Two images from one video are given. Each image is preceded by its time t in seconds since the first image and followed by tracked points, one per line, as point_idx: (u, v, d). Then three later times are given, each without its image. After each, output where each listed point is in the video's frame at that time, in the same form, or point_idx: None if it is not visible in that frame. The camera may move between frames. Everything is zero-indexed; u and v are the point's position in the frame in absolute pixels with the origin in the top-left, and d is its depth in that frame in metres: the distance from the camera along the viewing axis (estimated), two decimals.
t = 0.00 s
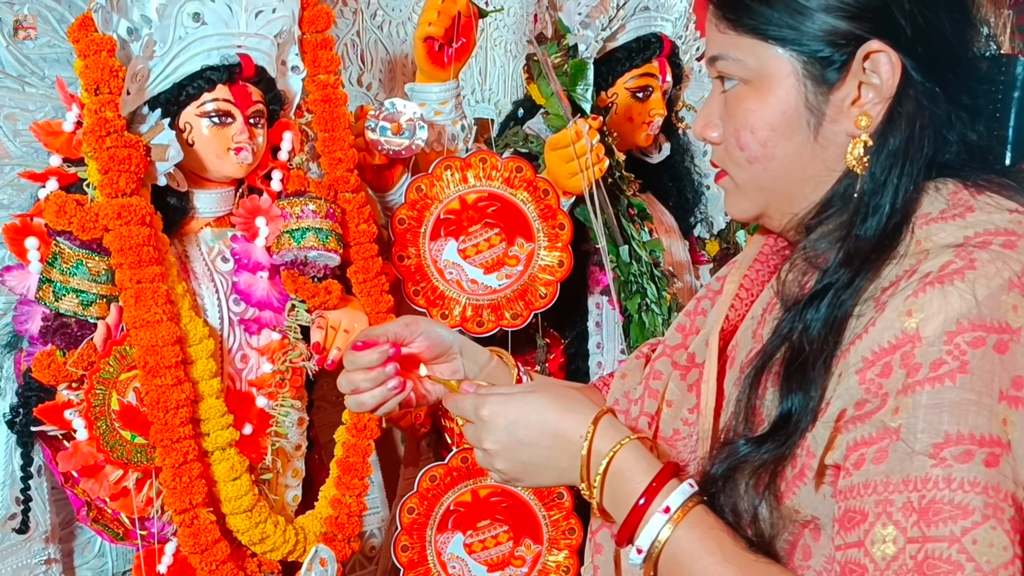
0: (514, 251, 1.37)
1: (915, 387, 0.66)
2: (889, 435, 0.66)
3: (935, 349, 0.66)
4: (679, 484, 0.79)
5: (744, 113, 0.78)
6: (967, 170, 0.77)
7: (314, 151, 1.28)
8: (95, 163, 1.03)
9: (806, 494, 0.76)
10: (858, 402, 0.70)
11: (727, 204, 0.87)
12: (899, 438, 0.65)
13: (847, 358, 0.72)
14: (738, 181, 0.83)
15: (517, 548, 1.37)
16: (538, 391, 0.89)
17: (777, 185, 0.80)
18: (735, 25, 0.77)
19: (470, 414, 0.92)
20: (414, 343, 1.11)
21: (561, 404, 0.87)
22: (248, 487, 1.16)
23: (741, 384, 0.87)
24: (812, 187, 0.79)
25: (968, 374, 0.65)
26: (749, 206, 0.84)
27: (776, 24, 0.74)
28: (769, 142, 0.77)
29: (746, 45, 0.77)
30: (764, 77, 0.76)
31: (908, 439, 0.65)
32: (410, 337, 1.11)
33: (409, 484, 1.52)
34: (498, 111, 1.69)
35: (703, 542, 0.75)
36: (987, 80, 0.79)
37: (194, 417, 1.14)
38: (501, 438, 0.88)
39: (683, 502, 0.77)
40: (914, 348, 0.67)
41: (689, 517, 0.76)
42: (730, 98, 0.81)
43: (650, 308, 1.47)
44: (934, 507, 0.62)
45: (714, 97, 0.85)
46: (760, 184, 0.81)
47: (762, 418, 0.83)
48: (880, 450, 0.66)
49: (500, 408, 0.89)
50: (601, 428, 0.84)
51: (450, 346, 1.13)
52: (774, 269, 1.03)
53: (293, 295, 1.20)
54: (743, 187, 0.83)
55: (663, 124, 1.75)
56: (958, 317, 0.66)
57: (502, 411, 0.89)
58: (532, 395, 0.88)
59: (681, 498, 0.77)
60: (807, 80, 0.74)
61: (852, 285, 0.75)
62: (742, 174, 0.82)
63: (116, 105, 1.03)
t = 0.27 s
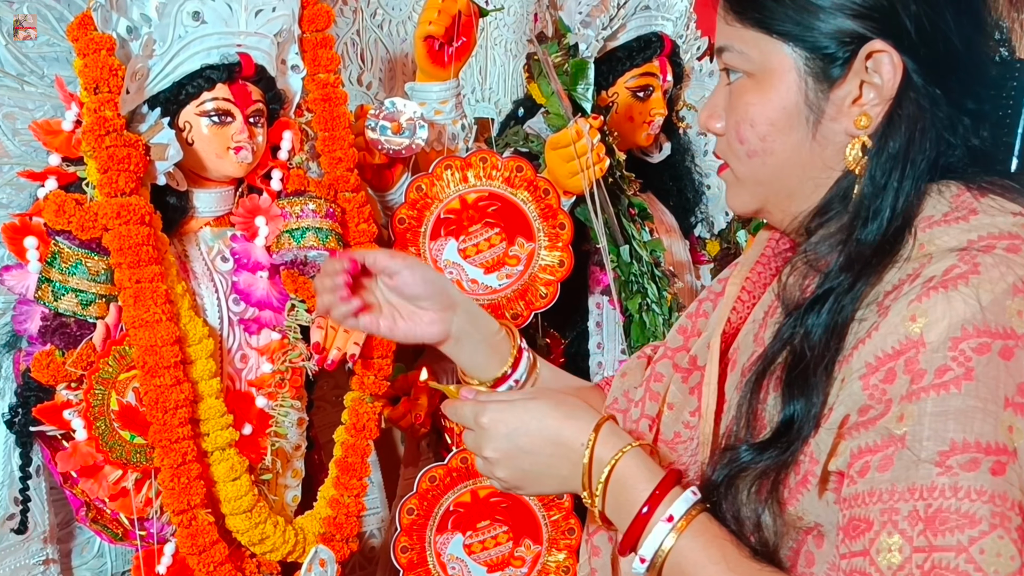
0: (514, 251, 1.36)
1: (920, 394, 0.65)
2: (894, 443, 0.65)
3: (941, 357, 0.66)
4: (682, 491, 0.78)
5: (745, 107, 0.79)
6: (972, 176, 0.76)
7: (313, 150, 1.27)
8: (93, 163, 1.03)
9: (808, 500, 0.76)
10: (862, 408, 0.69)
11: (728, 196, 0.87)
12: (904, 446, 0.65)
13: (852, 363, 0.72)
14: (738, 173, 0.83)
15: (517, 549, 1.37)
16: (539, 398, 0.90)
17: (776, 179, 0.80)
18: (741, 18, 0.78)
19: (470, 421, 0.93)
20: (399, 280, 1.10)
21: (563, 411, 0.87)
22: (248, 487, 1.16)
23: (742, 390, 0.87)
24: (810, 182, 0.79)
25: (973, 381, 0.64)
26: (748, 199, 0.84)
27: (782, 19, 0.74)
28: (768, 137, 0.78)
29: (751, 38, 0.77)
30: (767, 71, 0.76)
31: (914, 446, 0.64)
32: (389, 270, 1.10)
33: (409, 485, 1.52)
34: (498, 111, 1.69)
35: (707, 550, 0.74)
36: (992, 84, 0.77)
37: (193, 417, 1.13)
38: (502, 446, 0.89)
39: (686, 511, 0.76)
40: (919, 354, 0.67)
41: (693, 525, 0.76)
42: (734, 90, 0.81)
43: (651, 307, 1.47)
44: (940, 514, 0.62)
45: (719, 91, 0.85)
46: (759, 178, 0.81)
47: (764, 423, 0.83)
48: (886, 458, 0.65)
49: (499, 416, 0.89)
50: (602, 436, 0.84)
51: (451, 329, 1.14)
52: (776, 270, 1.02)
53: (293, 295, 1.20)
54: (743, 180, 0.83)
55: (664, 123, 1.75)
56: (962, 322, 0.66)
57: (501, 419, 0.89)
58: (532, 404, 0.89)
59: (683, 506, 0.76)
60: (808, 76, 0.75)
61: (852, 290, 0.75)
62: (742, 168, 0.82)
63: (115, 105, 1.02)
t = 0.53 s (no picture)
0: (515, 250, 1.36)
1: (938, 409, 0.67)
2: (915, 459, 0.67)
3: (959, 368, 0.67)
4: (694, 510, 0.80)
5: (740, 102, 0.79)
6: (975, 180, 0.76)
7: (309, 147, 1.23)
8: (94, 161, 1.03)
9: (821, 515, 0.76)
10: (877, 420, 0.71)
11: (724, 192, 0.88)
12: (927, 463, 0.67)
13: (863, 375, 0.73)
14: (734, 170, 0.84)
15: (517, 548, 1.37)
16: (541, 414, 0.89)
17: (770, 176, 0.81)
18: (740, 13, 0.78)
19: (470, 439, 0.93)
20: (319, 164, 1.11)
21: (568, 428, 0.88)
22: (248, 487, 1.16)
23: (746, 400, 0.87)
24: (809, 184, 0.80)
25: (994, 395, 0.66)
26: (743, 197, 0.85)
27: (782, 15, 0.74)
28: (763, 133, 0.79)
29: (749, 33, 0.77)
30: (763, 67, 0.77)
31: (937, 463, 0.66)
32: (318, 152, 1.12)
33: (409, 484, 1.52)
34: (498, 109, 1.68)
35: (723, 570, 0.76)
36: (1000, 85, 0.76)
37: (192, 416, 1.13)
38: (505, 466, 0.89)
39: (700, 530, 0.78)
40: (936, 365, 0.69)
41: (707, 545, 0.78)
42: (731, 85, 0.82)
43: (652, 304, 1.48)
44: (968, 536, 0.64)
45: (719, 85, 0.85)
46: (755, 176, 0.82)
47: (771, 433, 0.83)
48: (907, 475, 0.67)
49: (501, 434, 0.89)
50: (609, 453, 0.85)
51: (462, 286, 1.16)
52: (769, 271, 1.02)
53: (293, 293, 1.20)
54: (738, 176, 0.84)
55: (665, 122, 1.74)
56: (979, 335, 0.68)
57: (503, 437, 0.89)
58: (535, 421, 0.89)
59: (697, 527, 0.78)
60: (805, 73, 0.75)
61: (859, 298, 0.75)
62: (738, 163, 0.83)
63: (115, 102, 1.02)
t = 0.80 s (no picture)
0: (513, 250, 1.36)
1: (947, 416, 0.67)
2: (924, 469, 0.67)
3: (966, 376, 0.67)
4: (697, 521, 0.80)
5: (734, 102, 0.80)
6: (974, 182, 0.76)
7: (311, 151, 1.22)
8: (90, 161, 1.02)
9: (826, 526, 0.76)
10: (883, 430, 0.71)
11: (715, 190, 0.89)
12: (935, 473, 0.66)
13: (868, 383, 0.73)
14: (726, 170, 0.85)
15: (516, 549, 1.36)
16: (538, 423, 0.90)
17: (761, 176, 0.82)
18: (735, 10, 0.78)
19: (467, 449, 0.94)
20: (273, 170, 1.13)
21: (567, 439, 0.88)
22: (245, 487, 1.15)
23: (742, 410, 0.87)
24: (804, 188, 0.81)
25: (1003, 404, 0.65)
26: (735, 197, 0.86)
27: (778, 15, 0.73)
28: (757, 134, 0.79)
29: (744, 32, 0.77)
30: (757, 67, 0.77)
31: (945, 473, 0.66)
32: (270, 156, 1.14)
33: (407, 484, 1.51)
34: (497, 110, 1.67)
35: None
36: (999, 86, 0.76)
37: (190, 416, 1.13)
38: (502, 475, 0.89)
39: (703, 541, 0.78)
40: (942, 373, 0.68)
41: (712, 557, 0.77)
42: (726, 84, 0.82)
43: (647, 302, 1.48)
44: (979, 546, 0.64)
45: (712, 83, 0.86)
46: (747, 175, 0.83)
47: (772, 442, 0.83)
48: (915, 485, 0.67)
49: (498, 443, 0.90)
50: (609, 463, 0.85)
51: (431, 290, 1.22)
52: (763, 271, 1.01)
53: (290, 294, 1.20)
54: (731, 176, 0.85)
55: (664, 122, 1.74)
56: (986, 340, 0.67)
57: (501, 446, 0.90)
58: (532, 429, 0.89)
59: (700, 538, 0.78)
60: (800, 74, 0.75)
61: (858, 307, 0.75)
62: (731, 164, 0.84)
63: (111, 102, 1.02)
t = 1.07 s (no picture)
0: (509, 249, 1.36)
1: (944, 411, 0.66)
2: (920, 465, 0.67)
3: (965, 372, 0.67)
4: (693, 515, 0.80)
5: (744, 112, 0.78)
6: (980, 175, 0.77)
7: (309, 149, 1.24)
8: (85, 160, 1.02)
9: (823, 522, 0.76)
10: (880, 426, 0.71)
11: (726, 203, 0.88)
12: (931, 469, 0.66)
13: (868, 378, 0.73)
14: (737, 181, 0.83)
15: (514, 548, 1.36)
16: (535, 415, 0.89)
17: (777, 182, 0.80)
18: (734, 20, 0.76)
19: (461, 440, 0.92)
20: (292, 175, 1.14)
21: (563, 432, 0.88)
22: (241, 487, 1.15)
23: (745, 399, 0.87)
24: (815, 185, 0.79)
25: (1001, 401, 0.65)
26: (747, 206, 0.85)
27: (780, 18, 0.73)
28: (771, 141, 0.77)
29: (746, 41, 0.76)
30: (764, 74, 0.76)
31: (942, 470, 0.65)
32: (288, 162, 1.15)
33: (405, 484, 1.51)
34: (494, 107, 1.69)
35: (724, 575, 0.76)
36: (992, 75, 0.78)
37: (185, 416, 1.12)
38: (498, 467, 0.89)
39: (700, 535, 0.78)
40: (939, 369, 0.68)
41: (707, 551, 0.77)
42: (730, 97, 0.80)
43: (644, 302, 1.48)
44: (975, 543, 0.63)
45: (709, 93, 0.84)
46: (760, 183, 0.81)
47: (772, 437, 0.82)
48: (911, 481, 0.67)
49: (494, 435, 0.89)
50: (606, 455, 0.85)
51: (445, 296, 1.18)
52: (766, 268, 1.02)
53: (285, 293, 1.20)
54: (742, 187, 0.84)
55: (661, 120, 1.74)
56: (987, 337, 0.67)
57: (496, 437, 0.89)
58: (529, 420, 0.89)
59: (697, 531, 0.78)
60: (812, 76, 0.74)
61: (863, 296, 0.75)
62: (742, 174, 0.82)
63: (106, 101, 1.02)
